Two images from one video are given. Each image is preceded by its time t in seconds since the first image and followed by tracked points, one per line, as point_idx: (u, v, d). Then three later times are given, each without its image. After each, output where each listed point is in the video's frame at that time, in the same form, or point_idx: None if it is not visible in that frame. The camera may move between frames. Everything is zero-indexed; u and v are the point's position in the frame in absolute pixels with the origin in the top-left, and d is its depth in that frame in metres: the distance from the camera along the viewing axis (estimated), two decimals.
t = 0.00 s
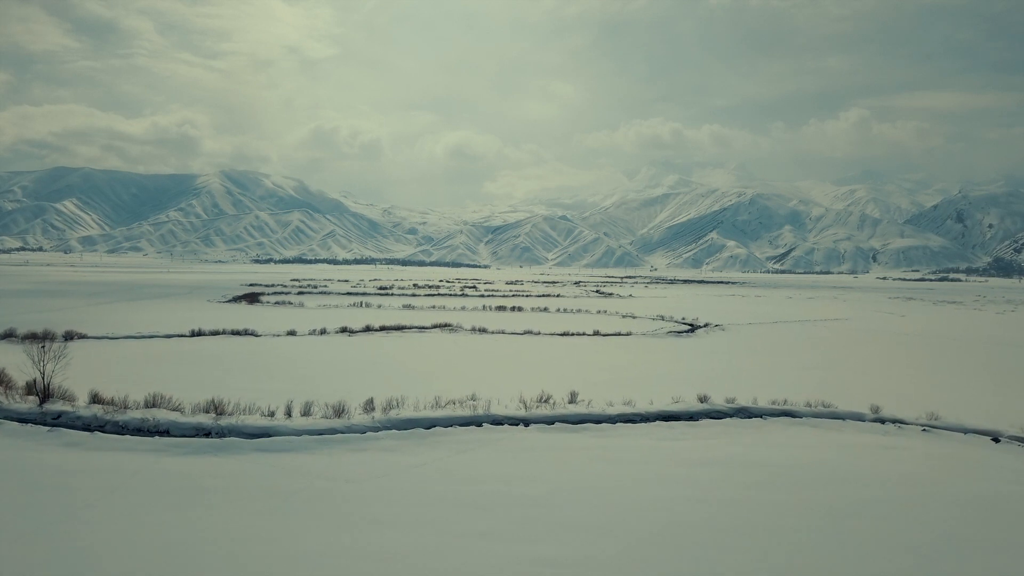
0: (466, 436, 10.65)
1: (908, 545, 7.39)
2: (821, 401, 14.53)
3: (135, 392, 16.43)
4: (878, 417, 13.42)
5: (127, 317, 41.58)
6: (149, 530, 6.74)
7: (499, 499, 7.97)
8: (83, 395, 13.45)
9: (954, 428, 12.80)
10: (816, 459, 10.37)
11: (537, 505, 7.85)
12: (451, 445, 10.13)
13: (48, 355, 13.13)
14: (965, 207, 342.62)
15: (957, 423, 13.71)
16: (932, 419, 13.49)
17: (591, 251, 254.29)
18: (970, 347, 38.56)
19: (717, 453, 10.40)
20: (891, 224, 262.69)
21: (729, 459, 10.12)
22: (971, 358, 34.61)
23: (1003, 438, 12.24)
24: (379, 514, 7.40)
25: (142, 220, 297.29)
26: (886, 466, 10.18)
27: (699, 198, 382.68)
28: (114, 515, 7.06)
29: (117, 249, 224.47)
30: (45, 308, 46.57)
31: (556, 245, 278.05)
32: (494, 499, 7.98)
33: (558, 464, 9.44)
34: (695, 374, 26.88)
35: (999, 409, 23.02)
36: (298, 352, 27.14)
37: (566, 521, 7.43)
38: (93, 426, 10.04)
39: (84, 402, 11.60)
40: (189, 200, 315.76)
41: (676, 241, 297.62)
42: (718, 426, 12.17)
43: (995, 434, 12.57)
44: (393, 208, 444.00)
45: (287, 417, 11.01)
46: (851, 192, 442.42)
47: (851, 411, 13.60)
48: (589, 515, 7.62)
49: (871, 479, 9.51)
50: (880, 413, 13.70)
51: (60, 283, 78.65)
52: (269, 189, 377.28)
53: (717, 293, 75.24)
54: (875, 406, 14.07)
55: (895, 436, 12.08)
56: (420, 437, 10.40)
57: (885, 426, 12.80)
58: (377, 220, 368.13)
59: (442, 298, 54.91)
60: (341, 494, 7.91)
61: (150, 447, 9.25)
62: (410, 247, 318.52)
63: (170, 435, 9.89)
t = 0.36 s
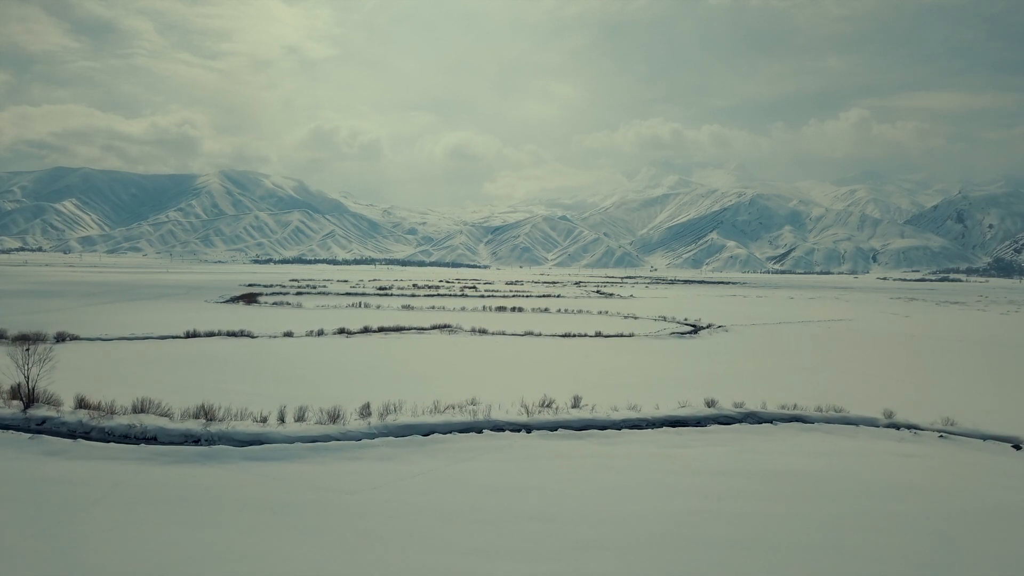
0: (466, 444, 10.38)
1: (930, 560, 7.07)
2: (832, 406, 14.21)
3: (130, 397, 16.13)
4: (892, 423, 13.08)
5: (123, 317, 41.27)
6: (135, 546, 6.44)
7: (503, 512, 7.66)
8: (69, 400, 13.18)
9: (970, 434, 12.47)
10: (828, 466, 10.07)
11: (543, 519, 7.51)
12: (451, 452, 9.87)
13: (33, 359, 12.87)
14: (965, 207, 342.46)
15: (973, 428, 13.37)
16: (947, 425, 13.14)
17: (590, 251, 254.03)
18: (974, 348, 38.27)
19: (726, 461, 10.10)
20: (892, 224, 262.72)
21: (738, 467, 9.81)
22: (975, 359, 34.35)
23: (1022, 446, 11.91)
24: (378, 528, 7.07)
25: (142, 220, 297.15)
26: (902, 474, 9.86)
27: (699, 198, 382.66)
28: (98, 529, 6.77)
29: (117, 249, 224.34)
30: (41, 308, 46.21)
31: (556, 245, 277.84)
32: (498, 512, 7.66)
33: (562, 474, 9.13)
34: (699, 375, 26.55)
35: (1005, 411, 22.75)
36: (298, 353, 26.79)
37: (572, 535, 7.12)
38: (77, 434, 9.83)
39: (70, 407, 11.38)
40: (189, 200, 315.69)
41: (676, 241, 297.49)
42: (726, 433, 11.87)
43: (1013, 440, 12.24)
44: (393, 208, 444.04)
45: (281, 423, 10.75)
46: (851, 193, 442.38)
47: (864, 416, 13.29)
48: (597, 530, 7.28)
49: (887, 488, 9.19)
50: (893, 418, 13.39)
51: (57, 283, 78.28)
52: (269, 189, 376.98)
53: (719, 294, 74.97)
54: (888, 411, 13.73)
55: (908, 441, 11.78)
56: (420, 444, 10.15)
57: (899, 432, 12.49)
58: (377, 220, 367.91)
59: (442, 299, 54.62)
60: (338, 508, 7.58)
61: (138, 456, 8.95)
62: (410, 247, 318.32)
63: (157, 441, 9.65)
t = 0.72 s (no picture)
0: (465, 451, 10.06)
1: (944, 571, 6.79)
2: (845, 412, 13.76)
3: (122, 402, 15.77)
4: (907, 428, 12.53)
5: (119, 318, 40.91)
6: (111, 566, 6.09)
7: (503, 527, 7.28)
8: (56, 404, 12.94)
9: (989, 441, 11.89)
10: (843, 469, 9.72)
11: (546, 534, 7.12)
12: (449, 461, 9.59)
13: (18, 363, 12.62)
14: (966, 207, 342.16)
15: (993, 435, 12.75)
16: (969, 432, 12.48)
17: (590, 251, 253.78)
18: (979, 349, 37.84)
19: (736, 466, 9.75)
20: (892, 224, 262.70)
21: (749, 473, 9.45)
22: (980, 360, 33.97)
23: None
24: (370, 539, 6.87)
25: (141, 220, 296.98)
26: (923, 477, 9.46)
27: (699, 199, 382.51)
28: (75, 546, 6.46)
29: (116, 249, 224.27)
30: (37, 309, 45.86)
31: (556, 245, 277.72)
32: (499, 527, 7.27)
33: (567, 484, 8.72)
34: (700, 376, 26.20)
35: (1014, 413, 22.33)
36: (297, 354, 26.42)
37: (571, 543, 6.93)
38: (60, 441, 9.67)
39: (55, 411, 11.21)
40: (189, 200, 315.61)
41: (676, 241, 297.40)
42: (737, 436, 11.50)
43: None
44: (393, 208, 444.02)
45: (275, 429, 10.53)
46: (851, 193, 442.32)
47: (879, 420, 12.75)
48: (605, 547, 6.88)
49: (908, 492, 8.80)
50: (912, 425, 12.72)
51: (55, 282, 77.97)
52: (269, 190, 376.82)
53: (721, 294, 74.38)
54: (906, 417, 13.11)
55: (928, 443, 11.36)
56: (416, 452, 9.85)
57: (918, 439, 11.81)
58: (377, 220, 367.75)
59: (442, 299, 54.26)
60: (330, 525, 7.18)
61: (122, 468, 8.60)
62: (411, 247, 318.16)
63: (144, 449, 9.48)
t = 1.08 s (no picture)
0: (464, 458, 9.82)
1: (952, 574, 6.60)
2: (857, 417, 13.46)
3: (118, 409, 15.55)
4: (922, 435, 12.18)
5: (115, 319, 40.50)
6: None
7: (503, 543, 6.95)
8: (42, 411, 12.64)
9: (1006, 447, 11.63)
10: (857, 476, 9.40)
11: (545, 548, 6.84)
12: (448, 471, 9.30)
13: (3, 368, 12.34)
14: (965, 207, 342.07)
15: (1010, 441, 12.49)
16: (983, 437, 12.28)
17: (590, 251, 253.47)
18: (982, 350, 37.58)
19: (745, 472, 9.44)
20: (892, 224, 262.80)
21: (758, 480, 9.14)
22: (982, 361, 33.73)
23: None
24: (362, 551, 6.64)
25: (141, 220, 296.84)
26: (942, 485, 9.12)
27: (699, 199, 382.37)
28: (52, 562, 6.20)
29: (116, 249, 224.15)
30: (33, 309, 45.44)
31: (556, 245, 277.68)
32: (499, 544, 6.93)
33: (571, 495, 8.39)
34: (703, 377, 25.95)
35: (1018, 414, 22.13)
36: (295, 355, 26.09)
37: (567, 555, 6.72)
38: (43, 448, 9.49)
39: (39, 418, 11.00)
40: (189, 200, 315.44)
41: (677, 241, 297.32)
42: (746, 442, 11.18)
43: None
44: (393, 208, 443.93)
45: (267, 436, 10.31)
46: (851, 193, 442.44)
47: (892, 426, 12.41)
48: (605, 559, 6.64)
49: (926, 500, 8.47)
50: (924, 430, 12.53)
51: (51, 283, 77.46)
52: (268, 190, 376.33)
53: (722, 295, 74.06)
54: (918, 422, 12.89)
55: (947, 449, 11.02)
56: (414, 461, 9.56)
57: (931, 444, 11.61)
58: (377, 221, 367.56)
59: (441, 300, 53.89)
60: (320, 536, 6.98)
61: (109, 480, 8.29)
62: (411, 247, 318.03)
63: (129, 458, 9.27)
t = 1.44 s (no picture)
0: (463, 467, 9.59)
1: None
2: (870, 422, 13.16)
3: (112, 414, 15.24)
4: (939, 441, 11.87)
5: (110, 319, 40.06)
6: None
7: (494, 556, 6.74)
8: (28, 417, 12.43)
9: None
10: (874, 485, 9.11)
11: (539, 562, 6.60)
12: (443, 479, 9.07)
13: None
14: (965, 206, 341.94)
15: None
16: (1000, 444, 11.97)
17: (590, 251, 253.23)
18: (984, 350, 37.38)
19: (755, 482, 9.17)
20: (892, 224, 262.69)
21: (770, 490, 8.86)
22: (984, 361, 33.58)
23: None
24: (349, 568, 6.41)
25: (141, 220, 296.51)
26: (960, 494, 8.83)
27: (699, 199, 382.20)
28: None
29: (116, 249, 223.98)
30: (28, 310, 45.04)
31: (556, 245, 277.59)
32: (503, 560, 6.64)
33: (578, 507, 8.11)
34: (705, 378, 25.76)
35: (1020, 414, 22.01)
36: (295, 356, 25.84)
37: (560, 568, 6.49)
38: (24, 455, 9.40)
39: (23, 424, 10.88)
40: (189, 200, 315.23)
41: (676, 241, 297.16)
42: (757, 450, 10.90)
43: None
44: (393, 208, 443.77)
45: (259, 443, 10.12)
46: (851, 194, 442.31)
47: (906, 432, 12.18)
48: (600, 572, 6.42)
49: (947, 511, 8.18)
50: (940, 435, 12.20)
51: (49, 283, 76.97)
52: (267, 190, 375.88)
53: (723, 295, 73.78)
54: (934, 427, 12.58)
55: (966, 457, 10.74)
56: (411, 471, 9.29)
57: (947, 450, 11.31)
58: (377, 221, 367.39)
59: (441, 300, 53.48)
60: (305, 549, 6.77)
61: (97, 492, 8.02)
62: (411, 248, 317.76)
63: (112, 466, 9.14)
